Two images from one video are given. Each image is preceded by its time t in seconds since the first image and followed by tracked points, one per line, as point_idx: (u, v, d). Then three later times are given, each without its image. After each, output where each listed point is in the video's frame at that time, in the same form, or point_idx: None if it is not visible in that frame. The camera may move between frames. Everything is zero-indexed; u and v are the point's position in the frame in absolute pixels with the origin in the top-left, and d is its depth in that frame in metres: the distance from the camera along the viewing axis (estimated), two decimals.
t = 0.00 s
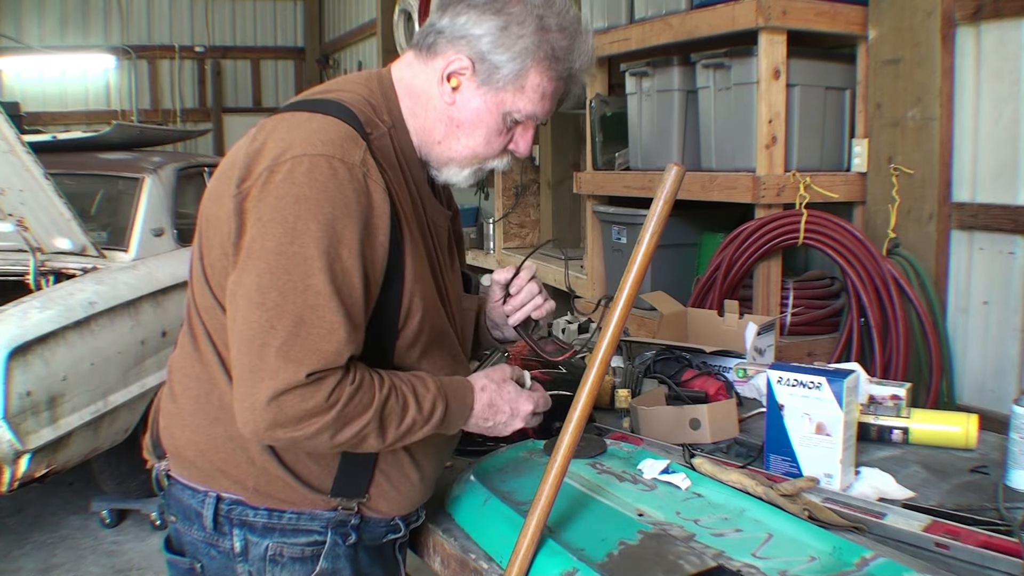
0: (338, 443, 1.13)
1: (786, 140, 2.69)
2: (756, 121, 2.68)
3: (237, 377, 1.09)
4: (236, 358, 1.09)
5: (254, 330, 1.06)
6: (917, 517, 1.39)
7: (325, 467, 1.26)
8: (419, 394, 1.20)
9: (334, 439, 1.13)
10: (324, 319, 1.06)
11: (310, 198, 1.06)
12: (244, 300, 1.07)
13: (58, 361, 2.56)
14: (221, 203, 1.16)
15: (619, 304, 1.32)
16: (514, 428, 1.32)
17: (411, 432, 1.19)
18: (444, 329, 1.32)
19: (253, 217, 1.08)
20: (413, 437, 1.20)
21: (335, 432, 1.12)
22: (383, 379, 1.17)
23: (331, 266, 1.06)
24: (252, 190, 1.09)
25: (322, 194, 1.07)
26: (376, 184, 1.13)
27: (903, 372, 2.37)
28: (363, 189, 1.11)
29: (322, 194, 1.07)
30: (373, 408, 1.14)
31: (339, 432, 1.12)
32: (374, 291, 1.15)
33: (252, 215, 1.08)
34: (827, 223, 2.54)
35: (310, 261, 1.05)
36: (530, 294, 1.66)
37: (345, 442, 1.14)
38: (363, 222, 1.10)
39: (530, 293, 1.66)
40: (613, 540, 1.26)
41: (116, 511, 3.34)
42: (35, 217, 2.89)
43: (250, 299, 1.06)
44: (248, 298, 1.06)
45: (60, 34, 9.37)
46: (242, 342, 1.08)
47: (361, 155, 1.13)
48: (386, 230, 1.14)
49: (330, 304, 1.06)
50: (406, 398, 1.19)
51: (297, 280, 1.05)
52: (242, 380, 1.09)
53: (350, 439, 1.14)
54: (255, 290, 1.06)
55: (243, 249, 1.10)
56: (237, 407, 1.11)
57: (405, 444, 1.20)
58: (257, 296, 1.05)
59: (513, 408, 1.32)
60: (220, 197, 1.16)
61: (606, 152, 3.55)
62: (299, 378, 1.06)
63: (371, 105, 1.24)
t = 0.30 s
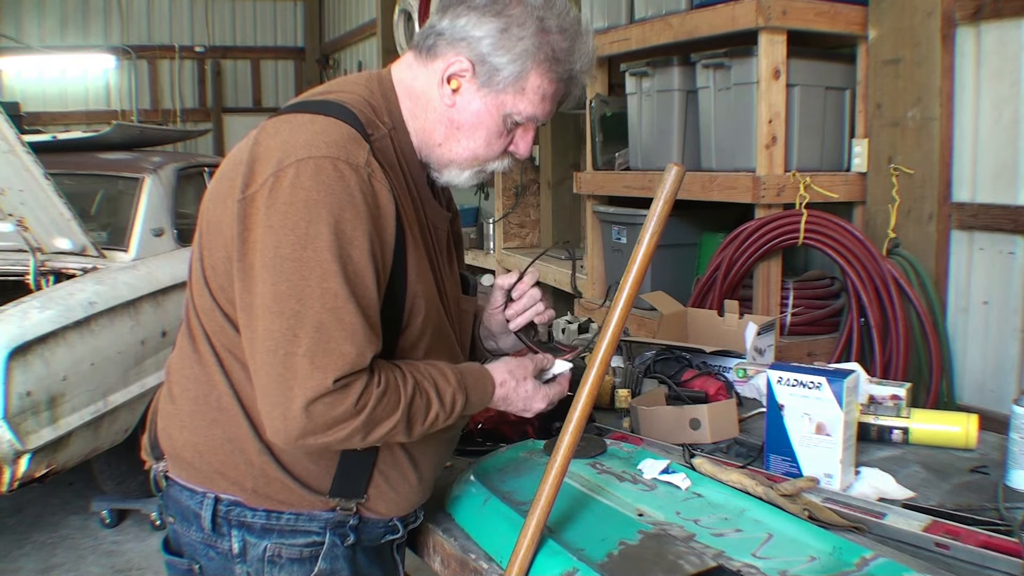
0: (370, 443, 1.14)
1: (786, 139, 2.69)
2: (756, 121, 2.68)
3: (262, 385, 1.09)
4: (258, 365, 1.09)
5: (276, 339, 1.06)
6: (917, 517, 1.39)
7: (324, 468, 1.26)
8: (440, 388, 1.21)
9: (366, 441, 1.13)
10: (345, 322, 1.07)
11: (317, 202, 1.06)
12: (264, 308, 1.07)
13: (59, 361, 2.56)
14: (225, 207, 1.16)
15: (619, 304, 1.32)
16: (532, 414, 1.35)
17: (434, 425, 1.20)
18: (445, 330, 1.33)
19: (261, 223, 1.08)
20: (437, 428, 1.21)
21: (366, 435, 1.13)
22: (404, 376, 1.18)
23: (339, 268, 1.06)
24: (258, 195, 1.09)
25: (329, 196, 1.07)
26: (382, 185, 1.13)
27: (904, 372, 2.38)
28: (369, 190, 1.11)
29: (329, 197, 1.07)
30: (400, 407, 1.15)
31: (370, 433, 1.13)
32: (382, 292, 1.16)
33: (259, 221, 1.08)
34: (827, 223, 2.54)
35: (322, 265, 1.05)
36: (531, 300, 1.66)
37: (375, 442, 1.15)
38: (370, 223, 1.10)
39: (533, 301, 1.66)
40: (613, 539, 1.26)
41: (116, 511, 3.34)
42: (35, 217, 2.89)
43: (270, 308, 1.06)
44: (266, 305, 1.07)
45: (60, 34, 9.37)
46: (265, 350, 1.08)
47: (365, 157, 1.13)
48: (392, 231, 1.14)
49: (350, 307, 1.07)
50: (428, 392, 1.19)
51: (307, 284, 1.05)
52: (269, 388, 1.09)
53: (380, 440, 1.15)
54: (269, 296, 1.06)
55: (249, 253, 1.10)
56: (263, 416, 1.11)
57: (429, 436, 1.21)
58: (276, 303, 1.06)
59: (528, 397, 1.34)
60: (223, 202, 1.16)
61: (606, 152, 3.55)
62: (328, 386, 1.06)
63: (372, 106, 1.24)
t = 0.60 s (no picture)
0: (363, 447, 1.14)
1: (786, 140, 2.69)
2: (756, 121, 2.68)
3: (257, 386, 1.09)
4: (254, 367, 1.09)
5: (274, 340, 1.06)
6: (917, 517, 1.39)
7: (322, 469, 1.26)
8: (435, 392, 1.21)
9: (359, 444, 1.13)
10: (342, 324, 1.06)
11: (317, 203, 1.06)
12: (260, 309, 1.07)
13: (58, 361, 2.56)
14: (224, 208, 1.16)
15: (619, 305, 1.32)
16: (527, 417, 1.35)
17: (429, 429, 1.21)
18: (442, 330, 1.33)
19: (260, 224, 1.08)
20: (432, 432, 1.21)
21: (360, 438, 1.13)
22: (400, 380, 1.18)
23: (341, 269, 1.06)
24: (257, 196, 1.09)
25: (330, 198, 1.07)
26: (382, 187, 1.13)
27: (904, 372, 2.38)
28: (369, 191, 1.11)
29: (329, 198, 1.07)
30: (394, 412, 1.15)
31: (363, 437, 1.13)
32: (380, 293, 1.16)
33: (259, 222, 1.08)
34: (827, 224, 2.54)
35: (320, 266, 1.05)
36: (530, 298, 1.65)
37: (369, 445, 1.15)
38: (370, 224, 1.10)
39: (531, 299, 1.65)
40: (613, 539, 1.26)
41: (116, 511, 3.34)
42: (35, 217, 2.89)
43: (266, 308, 1.06)
44: (263, 306, 1.06)
45: (60, 34, 9.37)
46: (261, 352, 1.07)
47: (365, 157, 1.13)
48: (391, 231, 1.14)
49: (348, 309, 1.06)
50: (424, 397, 1.19)
51: (309, 286, 1.05)
52: (263, 390, 1.08)
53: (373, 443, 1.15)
54: (268, 298, 1.06)
55: (248, 255, 1.09)
56: (259, 417, 1.11)
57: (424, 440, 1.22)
58: (273, 304, 1.06)
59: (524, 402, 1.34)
60: (221, 203, 1.16)
61: (606, 152, 3.55)
62: (323, 388, 1.06)
63: (370, 106, 1.24)
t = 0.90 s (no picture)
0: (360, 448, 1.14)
1: (786, 139, 2.69)
2: (756, 121, 2.68)
3: (255, 386, 1.09)
4: (252, 367, 1.09)
5: (272, 340, 1.06)
6: (917, 517, 1.39)
7: (321, 470, 1.26)
8: (433, 393, 1.21)
9: (356, 445, 1.13)
10: (340, 324, 1.06)
11: (317, 203, 1.06)
12: (259, 309, 1.07)
13: (58, 361, 2.56)
14: (223, 208, 1.16)
15: (619, 305, 1.32)
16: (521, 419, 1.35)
17: (427, 431, 1.21)
18: (441, 331, 1.33)
19: (259, 224, 1.08)
20: (430, 434, 1.21)
21: (358, 439, 1.13)
22: (398, 381, 1.18)
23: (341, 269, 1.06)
24: (257, 196, 1.09)
25: (330, 197, 1.07)
26: (382, 187, 1.13)
27: (904, 372, 2.38)
28: (369, 191, 1.11)
29: (328, 198, 1.07)
30: (393, 412, 1.15)
31: (361, 438, 1.13)
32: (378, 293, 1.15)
33: (258, 221, 1.08)
34: (827, 224, 2.54)
35: (319, 266, 1.05)
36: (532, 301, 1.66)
37: (367, 446, 1.15)
38: (369, 224, 1.10)
39: (533, 301, 1.66)
40: (613, 540, 1.26)
41: (116, 511, 3.34)
42: (35, 217, 2.89)
43: (265, 308, 1.06)
44: (261, 306, 1.06)
45: (60, 34, 9.37)
46: (259, 352, 1.07)
47: (365, 157, 1.13)
48: (390, 232, 1.14)
49: (346, 309, 1.06)
50: (422, 398, 1.19)
51: (309, 286, 1.06)
52: (260, 389, 1.08)
53: (371, 444, 1.15)
54: (266, 298, 1.06)
55: (248, 255, 1.09)
56: (257, 418, 1.11)
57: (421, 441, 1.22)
58: (272, 304, 1.06)
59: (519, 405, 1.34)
60: (220, 203, 1.16)
61: (606, 152, 3.55)
62: (322, 388, 1.06)
63: (370, 106, 1.23)
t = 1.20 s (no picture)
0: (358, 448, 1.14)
1: (786, 139, 2.69)
2: (756, 121, 2.68)
3: (254, 386, 1.09)
4: (250, 368, 1.09)
5: (271, 341, 1.06)
6: (917, 517, 1.39)
7: (321, 470, 1.26)
8: (433, 394, 1.21)
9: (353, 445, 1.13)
10: (339, 325, 1.06)
11: (317, 204, 1.06)
12: (258, 309, 1.07)
13: (58, 361, 2.56)
14: (223, 209, 1.16)
15: (619, 304, 1.32)
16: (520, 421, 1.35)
17: (426, 432, 1.21)
18: (442, 332, 1.33)
19: (260, 224, 1.08)
20: (429, 435, 1.21)
21: (357, 439, 1.13)
22: (398, 382, 1.18)
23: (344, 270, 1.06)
24: (257, 196, 1.09)
25: (331, 198, 1.07)
26: (382, 188, 1.13)
27: (904, 372, 2.38)
28: (369, 192, 1.11)
29: (328, 198, 1.07)
30: (391, 413, 1.15)
31: (359, 438, 1.13)
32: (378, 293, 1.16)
33: (259, 222, 1.08)
34: (827, 224, 2.54)
35: (318, 266, 1.05)
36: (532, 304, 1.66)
37: (364, 446, 1.15)
38: (370, 225, 1.10)
39: (532, 303, 1.66)
40: (613, 540, 1.26)
41: (116, 511, 3.34)
42: (35, 217, 2.89)
43: (264, 308, 1.06)
44: (260, 306, 1.06)
45: (60, 34, 9.37)
46: (258, 353, 1.07)
47: (365, 158, 1.13)
48: (390, 232, 1.14)
49: (345, 310, 1.06)
50: (422, 399, 1.19)
51: (311, 287, 1.06)
52: (259, 389, 1.08)
53: (368, 445, 1.15)
54: (265, 299, 1.06)
55: (248, 256, 1.09)
56: (255, 419, 1.11)
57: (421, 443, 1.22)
58: (271, 304, 1.06)
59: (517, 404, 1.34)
60: (221, 204, 1.16)
61: (606, 152, 3.55)
62: (320, 389, 1.06)
63: (370, 107, 1.23)
